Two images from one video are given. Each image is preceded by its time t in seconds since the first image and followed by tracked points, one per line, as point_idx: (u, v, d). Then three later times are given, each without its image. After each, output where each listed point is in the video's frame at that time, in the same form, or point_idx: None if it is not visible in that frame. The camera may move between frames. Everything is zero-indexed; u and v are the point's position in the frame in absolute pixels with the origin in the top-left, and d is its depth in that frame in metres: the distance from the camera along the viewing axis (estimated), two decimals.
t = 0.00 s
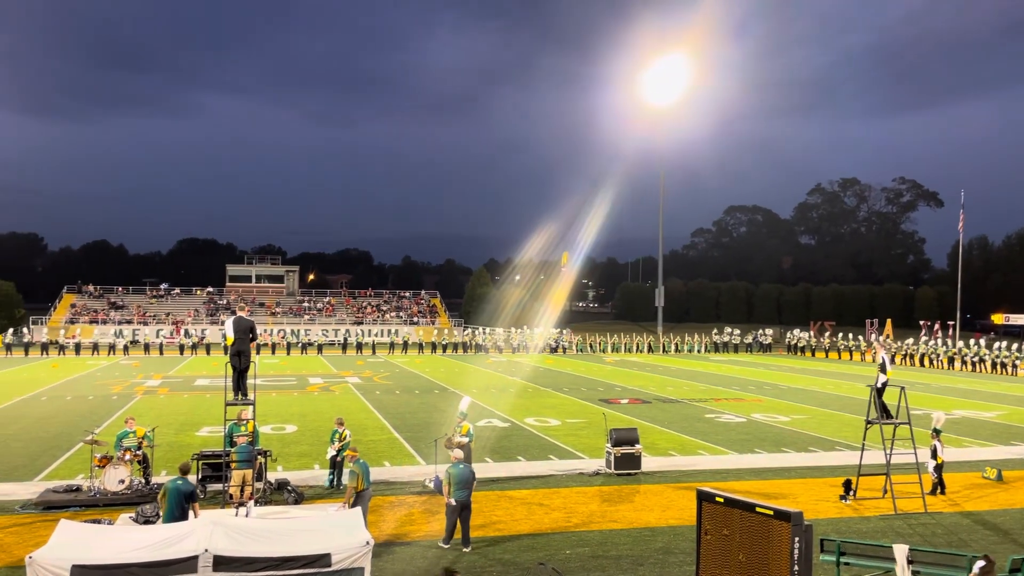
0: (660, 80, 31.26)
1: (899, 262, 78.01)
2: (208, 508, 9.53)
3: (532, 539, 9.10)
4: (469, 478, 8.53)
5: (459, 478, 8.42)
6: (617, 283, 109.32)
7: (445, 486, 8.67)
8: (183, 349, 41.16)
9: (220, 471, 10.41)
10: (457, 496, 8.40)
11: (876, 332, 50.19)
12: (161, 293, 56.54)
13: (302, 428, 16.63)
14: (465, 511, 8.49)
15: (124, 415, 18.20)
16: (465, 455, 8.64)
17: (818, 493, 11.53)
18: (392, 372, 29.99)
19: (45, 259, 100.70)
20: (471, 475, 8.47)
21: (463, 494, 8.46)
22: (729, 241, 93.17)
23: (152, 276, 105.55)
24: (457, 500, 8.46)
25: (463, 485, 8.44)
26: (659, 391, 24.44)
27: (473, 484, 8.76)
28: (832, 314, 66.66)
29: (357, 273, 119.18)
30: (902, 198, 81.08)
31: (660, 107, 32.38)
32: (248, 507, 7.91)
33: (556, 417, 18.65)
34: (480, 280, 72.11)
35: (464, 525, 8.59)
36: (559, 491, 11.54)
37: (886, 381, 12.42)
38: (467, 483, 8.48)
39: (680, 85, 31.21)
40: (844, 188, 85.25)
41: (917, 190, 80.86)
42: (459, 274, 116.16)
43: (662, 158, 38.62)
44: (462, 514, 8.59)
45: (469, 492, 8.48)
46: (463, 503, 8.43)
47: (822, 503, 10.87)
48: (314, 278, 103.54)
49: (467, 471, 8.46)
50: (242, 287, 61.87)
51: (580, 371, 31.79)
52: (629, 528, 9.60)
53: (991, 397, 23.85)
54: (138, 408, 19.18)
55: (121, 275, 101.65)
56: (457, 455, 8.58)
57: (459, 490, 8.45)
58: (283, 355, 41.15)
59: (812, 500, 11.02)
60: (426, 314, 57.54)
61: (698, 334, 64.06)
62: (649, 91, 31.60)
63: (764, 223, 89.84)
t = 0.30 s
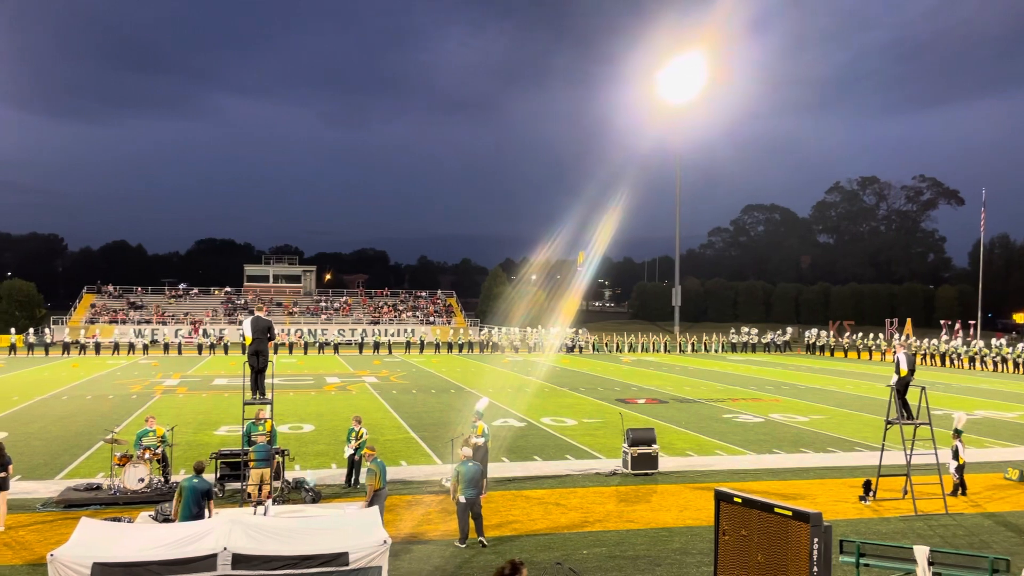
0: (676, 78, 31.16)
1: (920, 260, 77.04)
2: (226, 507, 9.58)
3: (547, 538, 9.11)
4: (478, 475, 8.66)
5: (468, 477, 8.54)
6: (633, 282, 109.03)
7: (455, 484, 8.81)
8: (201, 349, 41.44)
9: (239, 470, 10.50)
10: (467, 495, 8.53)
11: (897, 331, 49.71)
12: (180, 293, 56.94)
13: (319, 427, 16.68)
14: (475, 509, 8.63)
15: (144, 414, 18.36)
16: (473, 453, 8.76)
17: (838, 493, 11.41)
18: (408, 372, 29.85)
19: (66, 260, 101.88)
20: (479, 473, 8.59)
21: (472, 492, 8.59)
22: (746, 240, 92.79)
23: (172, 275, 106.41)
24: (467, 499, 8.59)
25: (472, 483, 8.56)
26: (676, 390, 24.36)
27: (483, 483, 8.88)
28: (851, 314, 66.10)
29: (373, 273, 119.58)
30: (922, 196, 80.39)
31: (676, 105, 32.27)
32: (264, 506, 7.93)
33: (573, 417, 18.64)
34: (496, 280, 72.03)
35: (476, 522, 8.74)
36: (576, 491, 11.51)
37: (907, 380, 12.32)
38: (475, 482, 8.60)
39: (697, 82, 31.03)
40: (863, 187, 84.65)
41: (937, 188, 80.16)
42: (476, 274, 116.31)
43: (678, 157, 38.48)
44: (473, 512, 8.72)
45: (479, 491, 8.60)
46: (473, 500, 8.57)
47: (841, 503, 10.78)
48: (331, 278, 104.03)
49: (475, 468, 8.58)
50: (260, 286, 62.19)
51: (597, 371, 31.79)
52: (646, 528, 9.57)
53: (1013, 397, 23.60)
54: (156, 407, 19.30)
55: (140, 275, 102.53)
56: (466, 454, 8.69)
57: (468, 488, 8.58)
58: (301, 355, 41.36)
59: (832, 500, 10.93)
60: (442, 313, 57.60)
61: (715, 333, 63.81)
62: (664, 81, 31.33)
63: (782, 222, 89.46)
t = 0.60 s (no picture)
0: (693, 76, 31.08)
1: (941, 260, 75.94)
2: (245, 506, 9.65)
3: (564, 539, 9.10)
4: (494, 472, 8.66)
5: (483, 475, 8.55)
6: (650, 281, 108.75)
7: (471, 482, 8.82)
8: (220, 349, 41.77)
9: (258, 469, 10.58)
10: (483, 493, 8.54)
11: (917, 330, 49.25)
12: (199, 294, 57.38)
13: (337, 426, 16.75)
14: (490, 506, 8.64)
15: (165, 413, 18.55)
16: (487, 451, 8.76)
17: (858, 494, 11.32)
18: (425, 372, 29.82)
19: (87, 260, 103.02)
20: (494, 471, 8.60)
21: (488, 490, 8.60)
22: (764, 239, 92.38)
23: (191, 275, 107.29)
24: (483, 497, 8.60)
25: (487, 481, 8.56)
26: (693, 390, 24.32)
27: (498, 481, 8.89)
28: (871, 313, 65.58)
29: (390, 273, 120.00)
30: (942, 194, 79.72)
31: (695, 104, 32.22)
32: (281, 504, 7.97)
33: (590, 417, 18.59)
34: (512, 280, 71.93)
35: (493, 521, 8.76)
36: (593, 490, 11.51)
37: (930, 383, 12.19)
38: (491, 479, 8.62)
39: (714, 77, 30.85)
40: (883, 185, 84.01)
41: (959, 186, 79.39)
42: (492, 274, 116.35)
43: (697, 155, 38.36)
44: (489, 508, 8.74)
45: (494, 488, 8.62)
46: (489, 499, 8.58)
47: (861, 505, 10.68)
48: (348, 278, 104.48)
49: (490, 467, 8.58)
50: (278, 286, 62.54)
51: (614, 370, 31.79)
52: (664, 528, 9.55)
53: None
54: (175, 408, 19.33)
55: (159, 275, 103.46)
56: (481, 453, 8.69)
57: (484, 486, 8.58)
58: (319, 355, 41.51)
59: (851, 501, 10.84)
60: (459, 313, 57.70)
61: (734, 333, 63.47)
62: (681, 72, 31.17)
63: (801, 221, 88.97)
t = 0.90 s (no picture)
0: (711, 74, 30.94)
1: (963, 259, 75.26)
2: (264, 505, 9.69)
3: (581, 539, 9.08)
4: (510, 471, 8.73)
5: (501, 474, 8.61)
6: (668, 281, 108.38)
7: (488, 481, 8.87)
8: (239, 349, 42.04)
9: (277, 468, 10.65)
10: (500, 491, 8.59)
11: (939, 330, 48.73)
12: (218, 294, 57.75)
13: (355, 426, 16.78)
14: (507, 504, 8.68)
15: (185, 413, 18.67)
16: (504, 450, 8.85)
17: (879, 496, 11.23)
18: (443, 372, 29.82)
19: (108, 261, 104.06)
20: (510, 469, 8.67)
21: (505, 488, 8.65)
22: (783, 238, 91.88)
23: (210, 276, 108.07)
24: (500, 495, 8.65)
25: (504, 479, 8.62)
26: (712, 391, 24.22)
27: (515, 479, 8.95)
28: (892, 313, 64.97)
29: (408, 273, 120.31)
30: (964, 193, 78.89)
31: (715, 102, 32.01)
32: (300, 504, 8.00)
33: (608, 418, 18.53)
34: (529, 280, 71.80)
35: (509, 518, 8.81)
36: (612, 490, 11.48)
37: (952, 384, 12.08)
38: (508, 477, 8.67)
39: (732, 77, 30.76)
40: (904, 184, 83.26)
41: (981, 185, 78.54)
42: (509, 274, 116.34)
43: (715, 154, 38.08)
44: (505, 507, 8.78)
45: (511, 486, 8.66)
46: (506, 497, 8.63)
47: (882, 506, 10.60)
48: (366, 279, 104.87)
49: (507, 464, 8.65)
50: (297, 287, 62.82)
51: (631, 370, 31.68)
52: (682, 529, 9.52)
53: None
54: (196, 407, 19.41)
55: (179, 275, 104.29)
56: (498, 452, 8.78)
57: (501, 484, 8.63)
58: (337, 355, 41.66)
59: (872, 503, 10.76)
60: (476, 313, 57.72)
61: (752, 334, 63.07)
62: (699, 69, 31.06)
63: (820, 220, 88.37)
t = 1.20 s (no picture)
0: (731, 72, 30.71)
1: (985, 258, 74.29)
2: (283, 505, 9.73)
3: (600, 541, 9.05)
4: (529, 470, 8.79)
5: (520, 472, 8.68)
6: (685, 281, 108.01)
7: (506, 479, 8.91)
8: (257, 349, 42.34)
9: (296, 468, 10.72)
10: (519, 489, 8.65)
11: (960, 330, 48.21)
12: (237, 295, 58.15)
13: (372, 426, 16.82)
14: (525, 502, 8.75)
15: (204, 412, 18.82)
16: (522, 448, 8.91)
17: (900, 498, 11.12)
18: (460, 372, 30.01)
19: (129, 262, 105.11)
20: (529, 467, 8.73)
21: (523, 487, 8.71)
22: (802, 238, 91.45)
23: (229, 276, 108.87)
24: (518, 493, 8.70)
25: (522, 477, 8.68)
26: (731, 391, 24.23)
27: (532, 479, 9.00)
28: (912, 313, 64.34)
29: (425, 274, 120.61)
30: (987, 192, 78.00)
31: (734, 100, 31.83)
32: (317, 504, 8.04)
33: (625, 418, 18.50)
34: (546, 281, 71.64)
35: (525, 516, 8.87)
36: (630, 491, 11.46)
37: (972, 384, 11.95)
38: (525, 476, 8.73)
39: (751, 77, 30.59)
40: (925, 183, 82.52)
41: (1003, 184, 77.63)
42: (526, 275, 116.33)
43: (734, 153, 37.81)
44: (523, 505, 8.84)
45: (529, 484, 8.72)
46: (523, 495, 8.68)
47: (904, 508, 10.50)
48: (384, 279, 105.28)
49: (526, 463, 8.70)
50: (315, 287, 63.12)
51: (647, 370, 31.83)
52: (701, 531, 9.46)
53: None
54: (216, 407, 19.58)
55: (198, 276, 105.09)
56: (517, 450, 8.83)
57: (519, 482, 8.70)
58: (355, 355, 42.00)
59: (893, 505, 10.66)
60: (493, 314, 57.78)
61: (771, 334, 62.73)
62: (718, 68, 30.92)
63: (840, 219, 87.81)
